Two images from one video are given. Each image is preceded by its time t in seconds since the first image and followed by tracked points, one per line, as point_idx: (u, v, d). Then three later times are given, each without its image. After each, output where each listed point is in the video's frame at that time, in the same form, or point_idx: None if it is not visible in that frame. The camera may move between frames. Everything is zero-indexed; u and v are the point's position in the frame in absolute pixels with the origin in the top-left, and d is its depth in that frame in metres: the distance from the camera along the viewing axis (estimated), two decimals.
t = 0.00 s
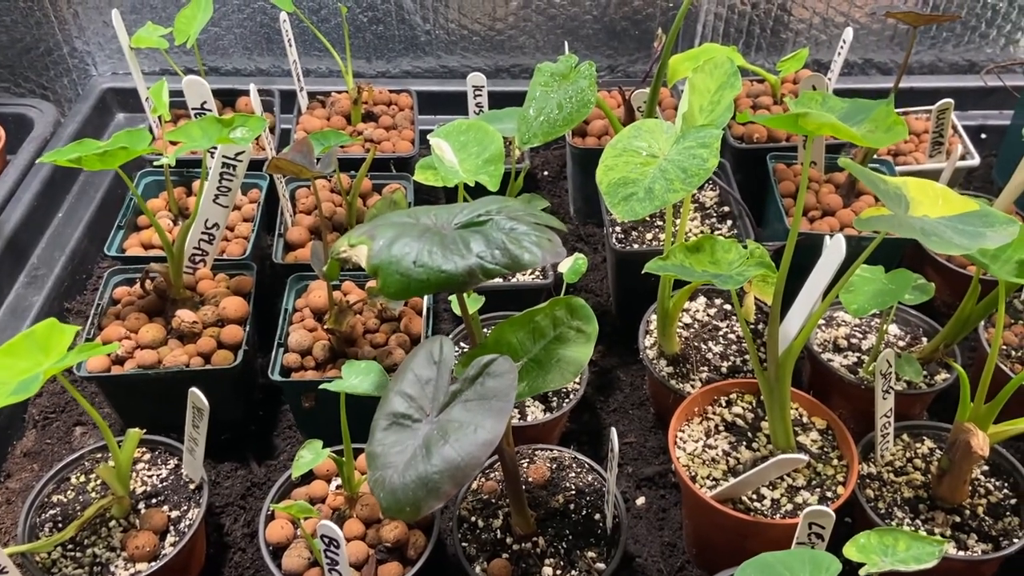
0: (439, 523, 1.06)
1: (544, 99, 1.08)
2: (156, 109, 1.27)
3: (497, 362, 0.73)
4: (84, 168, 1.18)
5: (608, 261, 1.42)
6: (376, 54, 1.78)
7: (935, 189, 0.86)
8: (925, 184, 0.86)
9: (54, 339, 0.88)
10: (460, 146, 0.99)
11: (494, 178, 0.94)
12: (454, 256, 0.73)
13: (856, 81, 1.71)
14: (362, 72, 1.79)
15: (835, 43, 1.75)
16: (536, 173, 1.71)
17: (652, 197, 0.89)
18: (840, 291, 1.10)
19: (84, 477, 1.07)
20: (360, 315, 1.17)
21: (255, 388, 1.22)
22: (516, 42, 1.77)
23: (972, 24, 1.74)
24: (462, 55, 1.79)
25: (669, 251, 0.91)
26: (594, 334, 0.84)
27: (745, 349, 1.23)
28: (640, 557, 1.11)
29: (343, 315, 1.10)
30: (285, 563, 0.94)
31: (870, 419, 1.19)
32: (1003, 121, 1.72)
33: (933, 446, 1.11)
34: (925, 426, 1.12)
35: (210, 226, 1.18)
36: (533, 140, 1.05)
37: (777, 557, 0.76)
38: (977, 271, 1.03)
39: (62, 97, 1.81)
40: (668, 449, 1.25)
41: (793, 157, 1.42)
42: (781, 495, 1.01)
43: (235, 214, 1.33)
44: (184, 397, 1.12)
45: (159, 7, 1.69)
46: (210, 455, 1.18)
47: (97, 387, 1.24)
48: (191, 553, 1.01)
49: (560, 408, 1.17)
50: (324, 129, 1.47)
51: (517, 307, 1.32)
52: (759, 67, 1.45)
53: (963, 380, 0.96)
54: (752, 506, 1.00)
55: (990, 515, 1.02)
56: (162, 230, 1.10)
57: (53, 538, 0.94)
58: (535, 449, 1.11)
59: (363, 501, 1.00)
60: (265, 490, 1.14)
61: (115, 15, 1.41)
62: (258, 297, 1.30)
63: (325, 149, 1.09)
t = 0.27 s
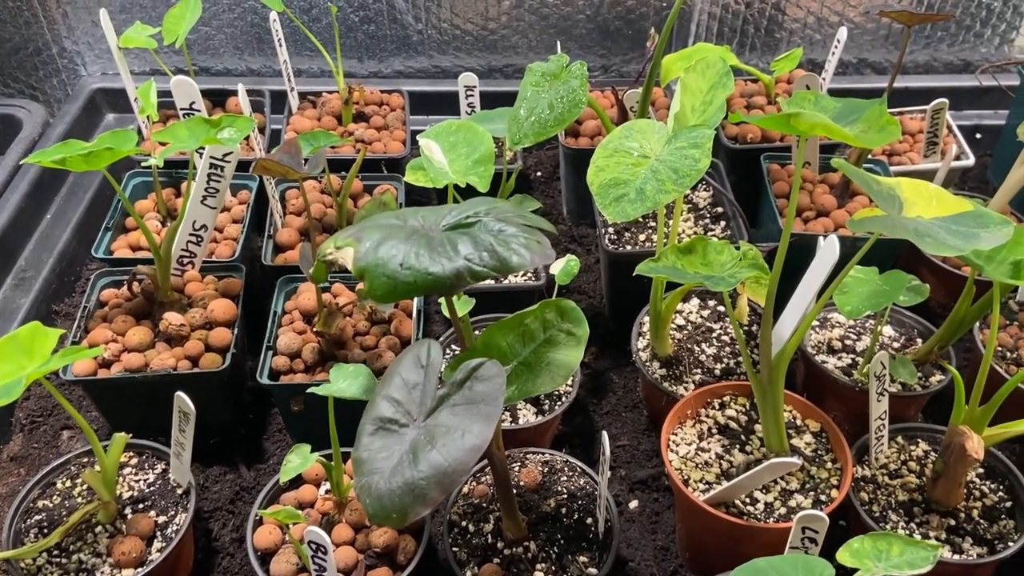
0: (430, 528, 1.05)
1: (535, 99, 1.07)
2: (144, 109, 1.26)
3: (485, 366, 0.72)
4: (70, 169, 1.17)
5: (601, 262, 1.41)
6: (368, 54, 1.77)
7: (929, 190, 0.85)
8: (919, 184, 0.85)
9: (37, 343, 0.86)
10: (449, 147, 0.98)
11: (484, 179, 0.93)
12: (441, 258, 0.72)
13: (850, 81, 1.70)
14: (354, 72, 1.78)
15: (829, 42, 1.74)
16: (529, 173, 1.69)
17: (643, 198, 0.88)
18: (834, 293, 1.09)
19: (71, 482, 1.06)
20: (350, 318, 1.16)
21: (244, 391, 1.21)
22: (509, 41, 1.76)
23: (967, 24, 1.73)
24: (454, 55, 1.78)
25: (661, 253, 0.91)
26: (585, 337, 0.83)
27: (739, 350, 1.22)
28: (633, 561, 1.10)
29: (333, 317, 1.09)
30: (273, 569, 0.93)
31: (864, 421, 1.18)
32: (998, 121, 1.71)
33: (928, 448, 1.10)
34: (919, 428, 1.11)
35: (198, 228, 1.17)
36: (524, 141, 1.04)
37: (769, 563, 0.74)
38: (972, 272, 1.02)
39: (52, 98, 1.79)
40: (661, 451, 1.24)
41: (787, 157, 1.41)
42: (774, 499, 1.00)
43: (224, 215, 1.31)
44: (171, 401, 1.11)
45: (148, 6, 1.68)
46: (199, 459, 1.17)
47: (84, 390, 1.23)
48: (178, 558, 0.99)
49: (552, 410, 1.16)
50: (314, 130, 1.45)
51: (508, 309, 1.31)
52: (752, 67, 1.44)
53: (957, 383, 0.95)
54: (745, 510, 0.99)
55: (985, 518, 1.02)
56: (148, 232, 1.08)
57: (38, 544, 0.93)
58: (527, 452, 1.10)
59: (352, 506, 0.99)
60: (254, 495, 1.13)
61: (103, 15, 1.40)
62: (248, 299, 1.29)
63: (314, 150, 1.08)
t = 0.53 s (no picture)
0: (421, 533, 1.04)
1: (526, 101, 1.07)
2: (133, 112, 1.25)
3: (475, 372, 0.71)
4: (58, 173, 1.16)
5: (594, 264, 1.41)
6: (360, 55, 1.76)
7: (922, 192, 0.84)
8: (912, 187, 0.85)
9: (23, 348, 0.85)
10: (439, 150, 0.97)
11: (474, 182, 0.92)
12: (430, 263, 0.71)
13: (844, 82, 1.70)
14: (346, 74, 1.77)
15: (822, 43, 1.73)
16: (523, 175, 1.69)
17: (635, 201, 0.88)
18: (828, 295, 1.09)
19: (59, 489, 1.05)
20: (341, 322, 1.15)
21: (235, 395, 1.20)
22: (502, 43, 1.76)
23: (960, 24, 1.73)
24: (447, 56, 1.77)
25: (653, 256, 0.90)
26: (576, 342, 0.83)
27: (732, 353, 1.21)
28: (626, 566, 1.09)
29: (323, 321, 1.08)
30: None
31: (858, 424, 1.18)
32: (991, 121, 1.71)
33: (922, 451, 1.10)
34: (913, 431, 1.11)
35: (187, 231, 1.16)
36: (515, 143, 1.03)
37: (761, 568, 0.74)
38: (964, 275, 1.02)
39: (42, 100, 1.77)
40: (655, 455, 1.24)
41: (780, 159, 1.41)
42: (768, 503, 0.99)
43: (214, 218, 1.31)
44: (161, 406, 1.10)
45: (138, 8, 1.68)
46: (189, 465, 1.16)
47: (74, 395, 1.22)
48: (167, 566, 0.98)
49: (545, 414, 1.15)
50: (305, 132, 1.45)
51: (501, 312, 1.31)
52: (745, 67, 1.43)
53: (951, 386, 0.94)
54: (739, 514, 0.98)
55: (980, 521, 1.01)
56: (137, 236, 1.07)
57: (25, 552, 0.92)
58: (519, 456, 1.09)
59: (343, 512, 0.98)
60: (244, 500, 1.12)
61: (91, 17, 1.39)
62: (238, 303, 1.28)
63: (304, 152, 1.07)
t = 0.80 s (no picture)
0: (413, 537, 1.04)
1: (516, 103, 1.06)
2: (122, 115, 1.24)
3: (463, 376, 0.70)
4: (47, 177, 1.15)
5: (586, 266, 1.41)
6: (352, 57, 1.76)
7: (910, 194, 0.84)
8: (901, 189, 0.85)
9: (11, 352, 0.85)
10: (429, 153, 0.97)
11: (464, 185, 0.92)
12: (418, 267, 0.71)
13: (836, 82, 1.70)
14: (337, 76, 1.76)
15: (813, 43, 1.74)
16: (515, 176, 1.69)
17: (624, 203, 0.88)
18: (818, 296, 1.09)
19: (49, 494, 1.05)
20: (332, 325, 1.14)
21: (226, 399, 1.20)
22: (493, 44, 1.75)
23: (951, 24, 1.74)
24: (438, 58, 1.76)
25: (643, 258, 0.90)
26: (566, 345, 0.83)
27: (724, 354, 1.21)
28: (619, 568, 1.09)
29: (314, 325, 1.08)
30: None
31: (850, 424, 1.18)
32: (983, 121, 1.71)
33: (913, 451, 1.10)
34: (904, 431, 1.11)
35: (177, 235, 1.16)
36: (505, 145, 1.03)
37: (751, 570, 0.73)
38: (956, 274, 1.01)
39: (33, 103, 1.75)
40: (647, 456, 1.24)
41: (771, 159, 1.41)
42: (759, 504, 0.99)
43: (205, 222, 1.30)
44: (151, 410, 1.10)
45: (129, 11, 1.68)
46: (180, 469, 1.16)
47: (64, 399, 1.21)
48: (158, 571, 0.98)
49: (537, 416, 1.15)
50: (296, 135, 1.44)
51: (493, 315, 1.30)
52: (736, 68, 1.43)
53: (941, 387, 0.94)
54: (730, 515, 0.98)
55: (971, 522, 1.01)
56: (126, 241, 1.07)
57: (14, 558, 0.92)
58: (511, 459, 1.09)
59: (333, 516, 0.98)
60: (236, 504, 1.11)
61: (81, 20, 1.38)
62: (229, 307, 1.27)
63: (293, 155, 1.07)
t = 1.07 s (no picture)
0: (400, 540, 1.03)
1: (501, 105, 1.06)
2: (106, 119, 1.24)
3: (445, 381, 0.70)
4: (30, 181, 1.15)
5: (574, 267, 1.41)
6: (339, 59, 1.75)
7: (894, 195, 0.84)
8: (884, 190, 0.85)
9: None
10: (413, 155, 0.96)
11: (448, 188, 0.92)
12: (400, 271, 0.70)
13: (823, 82, 1.70)
14: (326, 78, 1.75)
15: (801, 44, 1.74)
16: (504, 178, 1.68)
17: (609, 206, 0.88)
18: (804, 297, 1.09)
19: (33, 501, 1.04)
20: (319, 328, 1.14)
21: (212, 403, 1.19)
22: (482, 45, 1.74)
23: (938, 23, 1.74)
24: (426, 59, 1.76)
25: (627, 261, 0.90)
26: (550, 347, 0.82)
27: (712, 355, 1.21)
28: (607, 570, 1.09)
29: (298, 329, 1.07)
30: None
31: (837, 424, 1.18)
32: (970, 120, 1.71)
33: (900, 451, 1.10)
34: (891, 431, 1.11)
35: (162, 239, 1.16)
36: (491, 147, 1.03)
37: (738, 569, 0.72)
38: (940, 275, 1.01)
39: (19, 108, 1.74)
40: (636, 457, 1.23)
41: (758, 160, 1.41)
42: (746, 505, 0.99)
43: (190, 225, 1.30)
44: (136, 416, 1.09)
45: (115, 14, 1.67)
46: (166, 474, 1.15)
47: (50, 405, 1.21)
48: None
49: (524, 419, 1.15)
50: (283, 137, 1.44)
51: (481, 317, 1.30)
52: (724, 69, 1.43)
53: (925, 387, 0.94)
54: (717, 517, 0.98)
55: (957, 521, 1.01)
56: (109, 245, 1.06)
57: None
58: (498, 462, 1.09)
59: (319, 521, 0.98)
60: (222, 509, 1.11)
61: (65, 24, 1.38)
62: (215, 310, 1.27)
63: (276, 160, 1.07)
